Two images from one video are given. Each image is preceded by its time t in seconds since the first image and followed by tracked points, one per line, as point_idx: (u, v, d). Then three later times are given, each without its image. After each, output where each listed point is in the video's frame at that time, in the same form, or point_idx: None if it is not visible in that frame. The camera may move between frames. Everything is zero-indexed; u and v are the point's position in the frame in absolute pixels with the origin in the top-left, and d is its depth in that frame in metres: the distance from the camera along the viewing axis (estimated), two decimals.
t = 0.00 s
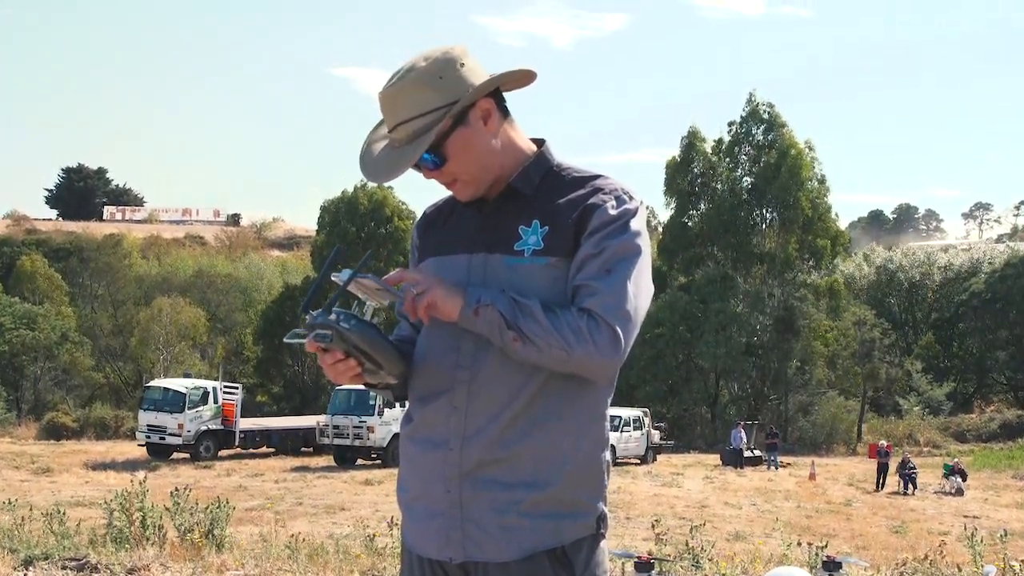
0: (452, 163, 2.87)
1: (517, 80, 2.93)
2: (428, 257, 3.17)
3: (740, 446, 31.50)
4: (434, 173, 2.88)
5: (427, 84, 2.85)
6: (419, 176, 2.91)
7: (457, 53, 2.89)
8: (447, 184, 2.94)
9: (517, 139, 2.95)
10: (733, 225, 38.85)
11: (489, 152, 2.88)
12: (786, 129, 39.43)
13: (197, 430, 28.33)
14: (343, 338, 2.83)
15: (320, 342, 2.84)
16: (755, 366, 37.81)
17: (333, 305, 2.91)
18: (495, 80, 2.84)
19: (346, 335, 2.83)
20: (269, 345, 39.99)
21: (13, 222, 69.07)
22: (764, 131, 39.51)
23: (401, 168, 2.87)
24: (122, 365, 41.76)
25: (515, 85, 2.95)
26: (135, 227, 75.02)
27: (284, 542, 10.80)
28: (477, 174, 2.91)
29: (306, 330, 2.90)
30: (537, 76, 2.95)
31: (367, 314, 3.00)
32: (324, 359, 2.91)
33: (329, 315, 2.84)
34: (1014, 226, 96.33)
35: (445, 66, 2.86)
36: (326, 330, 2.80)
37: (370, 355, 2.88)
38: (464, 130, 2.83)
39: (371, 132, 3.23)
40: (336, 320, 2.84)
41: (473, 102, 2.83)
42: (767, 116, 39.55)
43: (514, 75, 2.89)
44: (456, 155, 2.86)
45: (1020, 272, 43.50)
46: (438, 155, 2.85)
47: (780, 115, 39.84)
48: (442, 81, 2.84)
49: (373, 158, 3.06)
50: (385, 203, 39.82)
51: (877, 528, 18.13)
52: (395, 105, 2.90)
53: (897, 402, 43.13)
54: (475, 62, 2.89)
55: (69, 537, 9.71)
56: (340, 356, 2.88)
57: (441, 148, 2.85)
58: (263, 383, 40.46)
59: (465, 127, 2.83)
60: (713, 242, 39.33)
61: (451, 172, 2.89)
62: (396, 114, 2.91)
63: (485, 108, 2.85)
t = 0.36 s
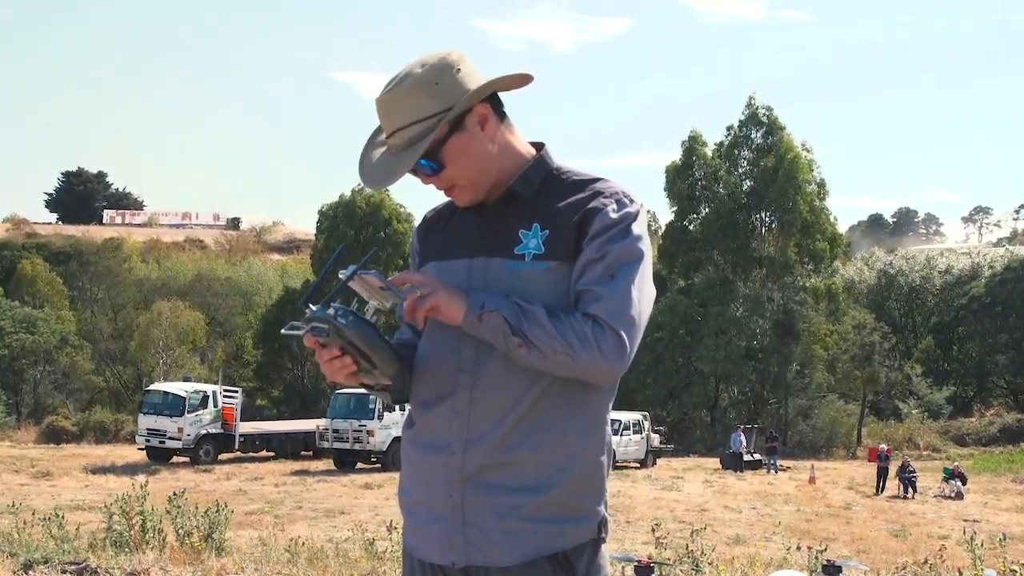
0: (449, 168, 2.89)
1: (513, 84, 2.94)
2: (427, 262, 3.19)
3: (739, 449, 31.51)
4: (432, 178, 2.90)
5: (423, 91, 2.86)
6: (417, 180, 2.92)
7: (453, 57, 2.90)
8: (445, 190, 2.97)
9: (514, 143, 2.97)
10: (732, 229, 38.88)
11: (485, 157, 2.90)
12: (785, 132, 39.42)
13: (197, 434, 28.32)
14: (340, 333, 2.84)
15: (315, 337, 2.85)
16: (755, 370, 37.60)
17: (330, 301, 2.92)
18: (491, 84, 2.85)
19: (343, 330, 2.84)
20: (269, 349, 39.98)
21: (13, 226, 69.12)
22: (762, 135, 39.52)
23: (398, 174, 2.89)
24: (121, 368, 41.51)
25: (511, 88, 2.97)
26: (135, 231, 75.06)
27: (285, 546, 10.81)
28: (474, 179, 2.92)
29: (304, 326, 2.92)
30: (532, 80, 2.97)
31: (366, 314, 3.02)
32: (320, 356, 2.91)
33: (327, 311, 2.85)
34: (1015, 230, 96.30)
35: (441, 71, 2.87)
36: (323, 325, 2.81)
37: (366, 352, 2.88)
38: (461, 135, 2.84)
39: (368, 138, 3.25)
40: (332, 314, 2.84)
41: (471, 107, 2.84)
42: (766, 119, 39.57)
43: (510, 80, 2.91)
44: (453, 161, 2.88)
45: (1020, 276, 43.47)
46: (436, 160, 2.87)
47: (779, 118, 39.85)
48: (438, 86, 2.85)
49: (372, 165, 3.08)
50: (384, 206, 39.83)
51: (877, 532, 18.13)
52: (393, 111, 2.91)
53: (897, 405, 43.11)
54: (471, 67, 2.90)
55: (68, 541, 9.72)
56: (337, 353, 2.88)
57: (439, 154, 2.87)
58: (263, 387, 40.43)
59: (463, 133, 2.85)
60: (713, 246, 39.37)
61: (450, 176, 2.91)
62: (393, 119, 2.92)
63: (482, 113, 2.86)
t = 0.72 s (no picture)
0: (440, 176, 2.90)
1: (498, 87, 2.95)
2: (424, 268, 3.20)
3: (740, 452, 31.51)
4: (423, 186, 2.91)
5: (406, 101, 2.87)
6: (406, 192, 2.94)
7: (434, 66, 2.91)
8: (438, 198, 2.98)
9: (504, 150, 2.97)
10: (732, 232, 38.88)
11: (473, 162, 2.91)
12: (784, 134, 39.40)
13: (197, 437, 28.31)
14: (342, 333, 2.86)
15: (317, 338, 2.86)
16: (755, 373, 37.39)
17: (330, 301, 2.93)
18: (474, 88, 2.85)
19: (345, 328, 2.85)
20: (269, 352, 39.98)
21: (14, 229, 69.12)
22: (762, 137, 39.49)
23: (386, 187, 2.90)
24: (121, 371, 41.64)
25: (496, 91, 2.98)
26: (135, 234, 75.05)
27: (285, 549, 10.81)
28: (466, 186, 2.93)
29: (304, 329, 2.94)
30: (516, 82, 2.98)
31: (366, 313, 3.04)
32: (321, 357, 2.93)
33: (329, 311, 2.86)
34: (1015, 233, 96.24)
35: (423, 80, 2.88)
36: (324, 325, 2.84)
37: (369, 349, 2.90)
38: (448, 141, 2.85)
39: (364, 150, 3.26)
40: (336, 313, 2.86)
41: (455, 113, 2.84)
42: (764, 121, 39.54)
43: (492, 83, 2.91)
44: (442, 168, 2.89)
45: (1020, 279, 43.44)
46: (425, 166, 2.87)
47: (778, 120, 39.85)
48: (420, 95, 2.86)
49: (364, 178, 3.09)
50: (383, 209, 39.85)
51: (877, 535, 18.13)
52: (379, 123, 2.93)
53: (897, 409, 43.06)
54: (451, 75, 2.89)
55: (68, 545, 9.71)
56: (338, 353, 2.89)
57: (427, 162, 2.88)
58: (263, 390, 40.43)
59: (449, 139, 2.86)
60: (713, 249, 39.39)
61: (440, 185, 2.92)
62: (379, 131, 2.93)
63: (467, 118, 2.87)
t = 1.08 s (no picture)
0: (450, 167, 2.90)
1: (510, 84, 2.96)
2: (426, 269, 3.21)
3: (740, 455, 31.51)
4: (432, 179, 2.91)
5: (420, 91, 2.88)
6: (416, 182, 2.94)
7: (448, 62, 2.92)
8: (446, 191, 2.97)
9: (514, 150, 2.98)
10: (732, 234, 38.90)
11: (485, 155, 2.91)
12: (783, 136, 39.46)
13: (197, 439, 28.30)
14: (357, 314, 2.84)
15: (330, 318, 2.82)
16: (755, 376, 37.32)
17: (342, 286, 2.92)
18: (488, 83, 2.87)
19: (360, 307, 2.83)
20: (269, 355, 39.97)
21: (14, 231, 69.09)
22: (761, 139, 39.58)
23: (396, 175, 2.90)
24: (122, 374, 41.72)
25: (507, 90, 2.99)
26: (135, 237, 75.04)
27: (285, 552, 10.81)
28: (474, 178, 2.93)
29: (312, 313, 2.91)
30: (528, 82, 2.99)
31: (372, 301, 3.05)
32: (328, 343, 2.90)
33: (344, 294, 2.85)
34: (1015, 236, 96.23)
35: (437, 73, 2.90)
36: (339, 305, 2.81)
37: (384, 331, 2.88)
38: (460, 134, 2.86)
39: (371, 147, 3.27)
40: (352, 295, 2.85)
41: (468, 105, 2.86)
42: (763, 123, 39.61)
43: (506, 79, 2.92)
44: (454, 160, 2.89)
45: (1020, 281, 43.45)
46: (437, 157, 2.87)
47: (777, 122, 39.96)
48: (435, 87, 2.88)
49: (372, 170, 3.09)
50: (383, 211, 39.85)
51: (877, 538, 18.14)
52: (392, 114, 2.94)
53: (898, 411, 43.03)
54: (464, 71, 2.92)
55: (68, 547, 9.71)
56: (348, 336, 2.86)
57: (438, 154, 2.88)
58: (263, 392, 40.45)
59: (462, 131, 2.86)
60: (712, 251, 39.46)
61: (449, 177, 2.91)
62: (392, 122, 2.94)
63: (480, 112, 2.88)
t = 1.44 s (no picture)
0: (472, 162, 2.88)
1: (514, 90, 3.03)
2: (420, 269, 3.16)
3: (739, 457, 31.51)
4: (453, 174, 2.89)
5: (439, 88, 2.89)
6: (434, 178, 2.90)
7: (455, 66, 2.95)
8: (458, 190, 2.95)
9: (517, 156, 3.04)
10: (732, 235, 38.77)
11: (496, 152, 2.93)
12: (782, 137, 39.46)
13: (197, 441, 28.26)
14: (434, 284, 2.56)
15: (402, 288, 2.57)
16: (755, 377, 37.49)
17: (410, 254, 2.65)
18: (502, 85, 2.93)
19: (444, 276, 2.52)
20: (269, 357, 39.96)
21: (13, 233, 69.03)
22: (759, 141, 39.55)
23: (420, 166, 2.84)
24: (122, 376, 41.68)
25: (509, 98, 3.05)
26: (135, 239, 75.00)
27: (284, 554, 10.80)
28: (489, 176, 2.93)
29: (379, 285, 2.63)
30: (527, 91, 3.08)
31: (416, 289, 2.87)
32: (394, 318, 2.66)
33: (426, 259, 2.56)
34: (1014, 238, 96.10)
35: (451, 73, 2.92)
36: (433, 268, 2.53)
37: (464, 304, 2.57)
38: (482, 128, 2.87)
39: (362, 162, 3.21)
40: (434, 260, 2.55)
41: (487, 103, 2.91)
42: (761, 125, 39.61)
43: (515, 80, 2.98)
44: (477, 152, 2.87)
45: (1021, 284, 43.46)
46: (465, 150, 2.85)
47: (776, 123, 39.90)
48: (453, 85, 2.89)
49: (377, 172, 3.03)
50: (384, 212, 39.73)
51: (877, 540, 18.13)
52: (409, 113, 2.92)
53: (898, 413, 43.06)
54: (471, 73, 2.96)
55: (68, 549, 9.71)
56: (412, 311, 2.64)
57: (464, 147, 2.86)
58: (263, 394, 40.44)
59: (483, 127, 2.88)
60: (712, 253, 39.45)
61: (470, 171, 2.90)
62: (410, 119, 2.92)
63: (496, 110, 2.93)
